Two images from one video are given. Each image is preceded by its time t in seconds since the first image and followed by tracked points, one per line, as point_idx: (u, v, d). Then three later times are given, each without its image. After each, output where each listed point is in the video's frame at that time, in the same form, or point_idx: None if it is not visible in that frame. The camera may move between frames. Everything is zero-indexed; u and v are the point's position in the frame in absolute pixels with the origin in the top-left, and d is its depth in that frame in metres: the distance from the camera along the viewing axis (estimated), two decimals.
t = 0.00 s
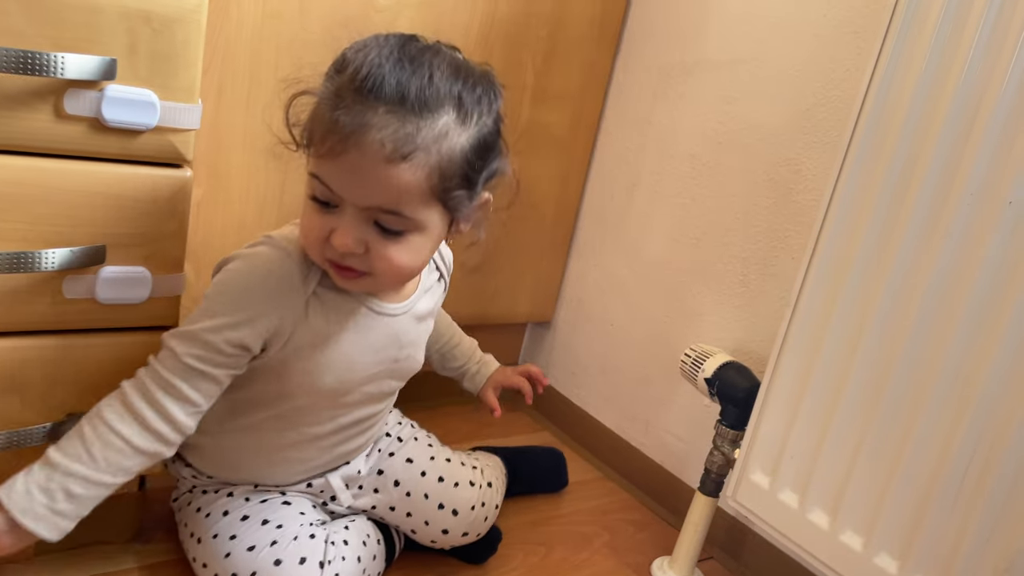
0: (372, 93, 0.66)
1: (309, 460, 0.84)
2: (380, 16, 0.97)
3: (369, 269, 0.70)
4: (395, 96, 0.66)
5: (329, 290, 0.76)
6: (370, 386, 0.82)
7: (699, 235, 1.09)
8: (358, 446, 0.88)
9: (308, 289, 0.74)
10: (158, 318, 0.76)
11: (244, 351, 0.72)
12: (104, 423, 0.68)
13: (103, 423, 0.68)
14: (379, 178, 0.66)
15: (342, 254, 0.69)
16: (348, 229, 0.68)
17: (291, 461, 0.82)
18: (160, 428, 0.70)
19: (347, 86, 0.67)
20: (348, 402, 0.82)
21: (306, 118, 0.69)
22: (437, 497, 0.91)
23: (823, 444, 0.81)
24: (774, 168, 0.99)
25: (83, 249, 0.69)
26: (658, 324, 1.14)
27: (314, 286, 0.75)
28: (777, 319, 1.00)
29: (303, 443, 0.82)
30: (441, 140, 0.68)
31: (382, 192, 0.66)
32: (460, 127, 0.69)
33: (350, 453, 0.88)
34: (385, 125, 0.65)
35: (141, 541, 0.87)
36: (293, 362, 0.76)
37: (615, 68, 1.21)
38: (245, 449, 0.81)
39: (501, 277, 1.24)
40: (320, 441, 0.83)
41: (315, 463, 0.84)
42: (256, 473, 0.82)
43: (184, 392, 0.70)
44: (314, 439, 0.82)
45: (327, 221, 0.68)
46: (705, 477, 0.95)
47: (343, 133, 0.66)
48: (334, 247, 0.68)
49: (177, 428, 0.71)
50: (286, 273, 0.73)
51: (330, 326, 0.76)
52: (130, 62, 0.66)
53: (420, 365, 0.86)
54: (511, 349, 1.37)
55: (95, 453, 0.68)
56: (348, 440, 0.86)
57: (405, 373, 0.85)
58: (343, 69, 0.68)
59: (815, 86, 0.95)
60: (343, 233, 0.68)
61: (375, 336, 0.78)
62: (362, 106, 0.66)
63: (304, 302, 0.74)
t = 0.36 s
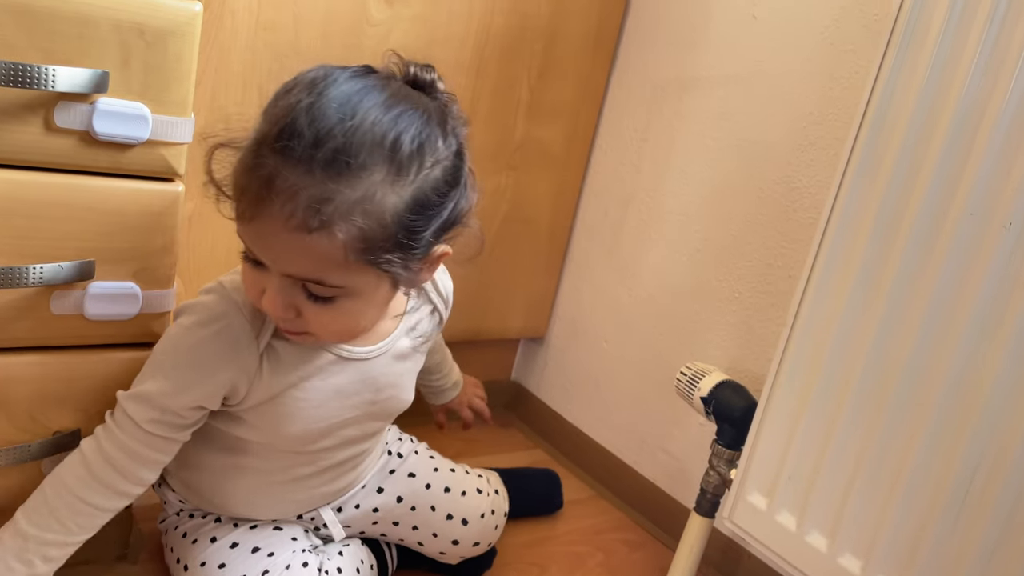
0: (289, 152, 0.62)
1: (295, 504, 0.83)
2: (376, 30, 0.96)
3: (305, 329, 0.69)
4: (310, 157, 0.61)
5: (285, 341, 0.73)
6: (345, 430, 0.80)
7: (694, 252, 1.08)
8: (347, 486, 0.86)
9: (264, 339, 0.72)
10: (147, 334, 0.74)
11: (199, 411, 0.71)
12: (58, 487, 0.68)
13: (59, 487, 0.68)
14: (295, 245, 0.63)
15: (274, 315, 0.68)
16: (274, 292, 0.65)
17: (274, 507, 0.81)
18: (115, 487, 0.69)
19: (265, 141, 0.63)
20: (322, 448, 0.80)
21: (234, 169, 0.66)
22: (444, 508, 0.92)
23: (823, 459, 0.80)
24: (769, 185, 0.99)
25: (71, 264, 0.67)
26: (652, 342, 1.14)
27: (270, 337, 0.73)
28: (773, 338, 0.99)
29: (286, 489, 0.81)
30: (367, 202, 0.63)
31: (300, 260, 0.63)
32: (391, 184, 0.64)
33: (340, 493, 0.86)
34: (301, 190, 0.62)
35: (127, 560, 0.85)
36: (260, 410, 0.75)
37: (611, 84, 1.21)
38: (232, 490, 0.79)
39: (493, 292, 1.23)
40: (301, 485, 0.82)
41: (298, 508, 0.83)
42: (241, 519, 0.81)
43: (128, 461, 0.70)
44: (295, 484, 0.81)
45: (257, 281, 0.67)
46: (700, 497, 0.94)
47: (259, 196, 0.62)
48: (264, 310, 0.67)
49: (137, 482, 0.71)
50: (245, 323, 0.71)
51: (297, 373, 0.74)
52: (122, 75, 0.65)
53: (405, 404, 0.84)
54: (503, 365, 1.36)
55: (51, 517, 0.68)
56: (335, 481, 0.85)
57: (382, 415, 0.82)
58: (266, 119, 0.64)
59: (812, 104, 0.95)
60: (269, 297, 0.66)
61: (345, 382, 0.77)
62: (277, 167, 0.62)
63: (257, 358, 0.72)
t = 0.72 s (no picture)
0: (262, 155, 0.63)
1: (301, 518, 0.82)
2: (380, 55, 0.96)
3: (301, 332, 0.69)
4: (284, 156, 0.62)
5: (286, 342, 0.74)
6: (347, 435, 0.80)
7: (698, 276, 1.08)
8: (353, 498, 0.86)
9: (267, 342, 0.72)
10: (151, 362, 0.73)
11: (198, 417, 0.71)
12: (57, 503, 0.67)
13: (58, 504, 0.67)
14: (280, 244, 0.63)
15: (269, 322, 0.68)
16: (266, 296, 0.65)
17: (280, 520, 0.81)
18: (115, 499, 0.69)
19: (237, 149, 0.64)
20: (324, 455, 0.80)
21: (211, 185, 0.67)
22: (448, 517, 0.93)
23: (834, 488, 0.79)
24: (775, 210, 0.99)
25: (76, 293, 0.66)
26: (657, 366, 1.13)
27: (271, 341, 0.73)
28: (778, 363, 0.98)
29: (291, 500, 0.80)
30: (343, 196, 0.64)
31: (287, 258, 0.63)
32: (363, 177, 0.65)
33: (344, 507, 0.86)
34: (277, 190, 0.62)
35: None
36: (261, 416, 0.74)
37: (614, 107, 1.21)
38: (237, 507, 0.79)
39: (496, 315, 1.22)
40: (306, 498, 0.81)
41: (303, 521, 0.83)
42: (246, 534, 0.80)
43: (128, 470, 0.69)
44: (299, 495, 0.81)
45: (248, 288, 0.67)
46: (707, 523, 0.93)
47: (239, 202, 0.63)
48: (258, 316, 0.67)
49: (137, 495, 0.70)
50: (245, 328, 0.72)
51: (300, 376, 0.74)
52: (129, 102, 0.65)
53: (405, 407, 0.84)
54: (505, 388, 1.35)
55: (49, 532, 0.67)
56: (339, 494, 0.84)
57: (383, 419, 0.83)
58: (239, 130, 0.65)
59: (818, 129, 0.95)
60: (261, 302, 0.66)
61: (346, 385, 0.77)
62: (252, 172, 0.63)
63: (258, 361, 0.72)
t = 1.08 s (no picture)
0: (312, 160, 0.65)
1: (332, 522, 0.83)
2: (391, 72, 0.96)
3: (345, 331, 0.71)
4: (332, 162, 0.65)
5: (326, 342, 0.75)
6: (383, 436, 0.81)
7: (710, 291, 1.07)
8: (382, 503, 0.87)
9: (309, 343, 0.74)
10: (166, 382, 0.73)
11: (258, 419, 0.72)
12: (165, 523, 0.70)
13: (166, 521, 0.70)
14: (329, 245, 0.65)
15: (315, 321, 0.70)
16: (315, 295, 0.68)
17: (315, 521, 0.82)
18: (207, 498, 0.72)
19: (286, 157, 0.67)
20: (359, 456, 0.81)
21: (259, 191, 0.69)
22: (471, 530, 0.93)
23: (854, 507, 0.78)
24: (787, 225, 0.99)
25: (92, 313, 0.66)
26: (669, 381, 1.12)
27: (312, 342, 0.74)
28: (792, 380, 0.98)
29: (325, 501, 0.81)
30: (388, 198, 0.67)
31: (335, 258, 0.66)
32: (406, 180, 0.68)
33: (374, 510, 0.87)
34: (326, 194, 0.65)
35: None
36: (303, 414, 0.76)
37: (623, 122, 1.21)
38: (271, 508, 0.80)
39: (506, 331, 1.22)
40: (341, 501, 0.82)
41: (335, 524, 0.84)
42: (283, 534, 0.82)
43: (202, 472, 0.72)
44: (333, 497, 0.82)
45: (296, 289, 0.69)
46: (722, 542, 0.93)
47: (290, 206, 0.66)
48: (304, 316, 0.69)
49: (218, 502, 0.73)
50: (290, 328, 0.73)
51: (339, 376, 0.76)
52: (147, 122, 0.65)
53: (436, 410, 0.85)
54: (514, 403, 1.35)
55: (171, 549, 0.70)
56: (373, 497, 0.86)
57: (417, 420, 0.84)
58: (286, 139, 0.68)
59: (831, 145, 0.95)
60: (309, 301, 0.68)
61: (382, 385, 0.79)
62: (302, 177, 0.65)
63: (300, 361, 0.73)
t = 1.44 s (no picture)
0: (341, 148, 0.67)
1: (342, 521, 0.83)
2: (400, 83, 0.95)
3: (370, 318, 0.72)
4: (362, 147, 0.67)
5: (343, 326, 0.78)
6: (396, 428, 0.82)
7: (723, 302, 1.06)
8: (396, 506, 0.87)
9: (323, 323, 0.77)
10: (175, 398, 0.72)
11: (274, 394, 0.75)
12: (213, 510, 0.73)
13: (215, 506, 0.73)
14: (359, 227, 0.67)
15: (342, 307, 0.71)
16: (342, 280, 0.69)
17: (326, 517, 0.82)
18: (238, 475, 0.75)
19: (315, 148, 0.69)
20: (371, 447, 0.81)
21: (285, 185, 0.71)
22: (481, 558, 0.92)
23: (875, 520, 0.77)
24: (803, 235, 0.97)
25: (100, 329, 0.65)
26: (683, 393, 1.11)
27: (329, 322, 0.77)
28: (808, 391, 0.96)
29: (337, 495, 0.81)
30: (413, 183, 0.69)
31: (364, 241, 0.67)
32: (430, 167, 0.70)
33: (388, 516, 0.87)
34: (356, 178, 0.66)
35: None
36: (316, 396, 0.77)
37: (634, 131, 1.20)
38: (283, 503, 0.80)
39: (516, 342, 1.20)
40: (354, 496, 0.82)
41: (345, 523, 0.83)
42: (294, 529, 0.81)
43: (224, 454, 0.74)
44: (344, 491, 0.82)
45: (322, 276, 0.70)
46: (739, 558, 0.91)
47: (320, 192, 0.67)
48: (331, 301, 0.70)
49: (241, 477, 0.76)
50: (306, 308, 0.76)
51: (351, 359, 0.78)
52: (156, 135, 0.64)
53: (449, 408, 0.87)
54: (524, 415, 1.33)
55: (232, 525, 0.73)
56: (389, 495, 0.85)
57: (432, 416, 0.85)
58: (313, 133, 0.70)
59: (846, 153, 0.93)
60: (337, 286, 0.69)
61: (395, 373, 0.80)
62: (331, 165, 0.67)
63: (316, 339, 0.76)
